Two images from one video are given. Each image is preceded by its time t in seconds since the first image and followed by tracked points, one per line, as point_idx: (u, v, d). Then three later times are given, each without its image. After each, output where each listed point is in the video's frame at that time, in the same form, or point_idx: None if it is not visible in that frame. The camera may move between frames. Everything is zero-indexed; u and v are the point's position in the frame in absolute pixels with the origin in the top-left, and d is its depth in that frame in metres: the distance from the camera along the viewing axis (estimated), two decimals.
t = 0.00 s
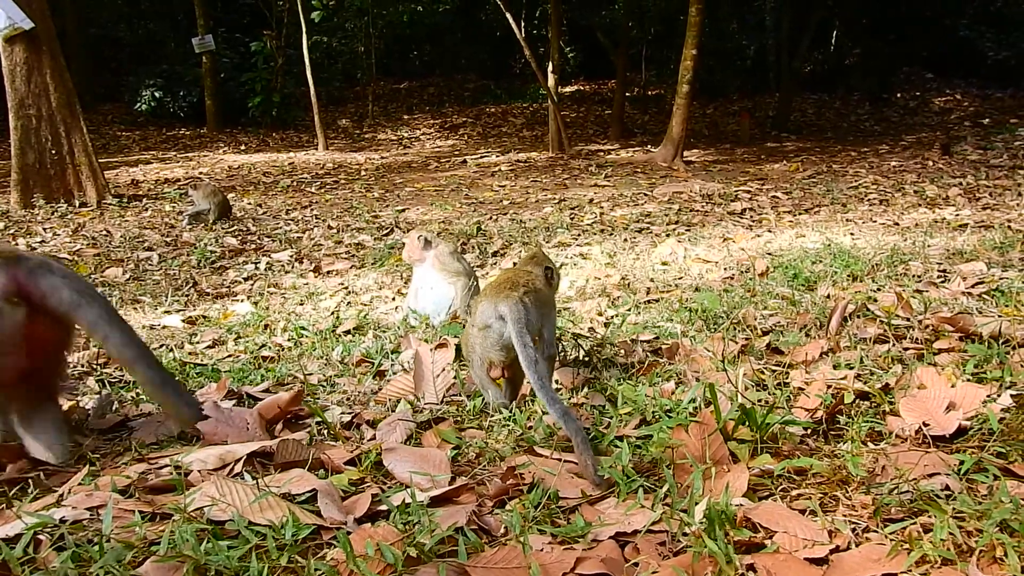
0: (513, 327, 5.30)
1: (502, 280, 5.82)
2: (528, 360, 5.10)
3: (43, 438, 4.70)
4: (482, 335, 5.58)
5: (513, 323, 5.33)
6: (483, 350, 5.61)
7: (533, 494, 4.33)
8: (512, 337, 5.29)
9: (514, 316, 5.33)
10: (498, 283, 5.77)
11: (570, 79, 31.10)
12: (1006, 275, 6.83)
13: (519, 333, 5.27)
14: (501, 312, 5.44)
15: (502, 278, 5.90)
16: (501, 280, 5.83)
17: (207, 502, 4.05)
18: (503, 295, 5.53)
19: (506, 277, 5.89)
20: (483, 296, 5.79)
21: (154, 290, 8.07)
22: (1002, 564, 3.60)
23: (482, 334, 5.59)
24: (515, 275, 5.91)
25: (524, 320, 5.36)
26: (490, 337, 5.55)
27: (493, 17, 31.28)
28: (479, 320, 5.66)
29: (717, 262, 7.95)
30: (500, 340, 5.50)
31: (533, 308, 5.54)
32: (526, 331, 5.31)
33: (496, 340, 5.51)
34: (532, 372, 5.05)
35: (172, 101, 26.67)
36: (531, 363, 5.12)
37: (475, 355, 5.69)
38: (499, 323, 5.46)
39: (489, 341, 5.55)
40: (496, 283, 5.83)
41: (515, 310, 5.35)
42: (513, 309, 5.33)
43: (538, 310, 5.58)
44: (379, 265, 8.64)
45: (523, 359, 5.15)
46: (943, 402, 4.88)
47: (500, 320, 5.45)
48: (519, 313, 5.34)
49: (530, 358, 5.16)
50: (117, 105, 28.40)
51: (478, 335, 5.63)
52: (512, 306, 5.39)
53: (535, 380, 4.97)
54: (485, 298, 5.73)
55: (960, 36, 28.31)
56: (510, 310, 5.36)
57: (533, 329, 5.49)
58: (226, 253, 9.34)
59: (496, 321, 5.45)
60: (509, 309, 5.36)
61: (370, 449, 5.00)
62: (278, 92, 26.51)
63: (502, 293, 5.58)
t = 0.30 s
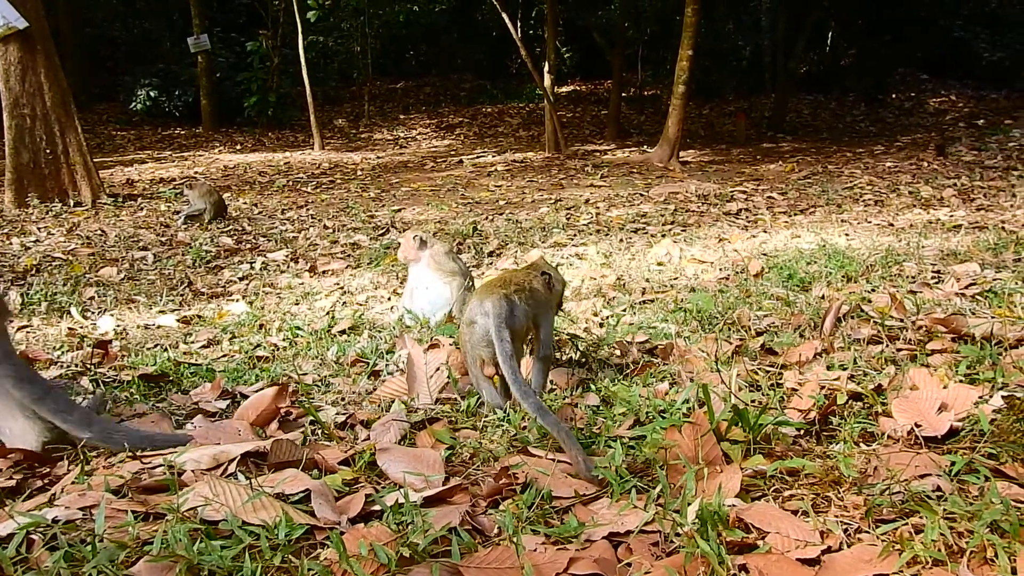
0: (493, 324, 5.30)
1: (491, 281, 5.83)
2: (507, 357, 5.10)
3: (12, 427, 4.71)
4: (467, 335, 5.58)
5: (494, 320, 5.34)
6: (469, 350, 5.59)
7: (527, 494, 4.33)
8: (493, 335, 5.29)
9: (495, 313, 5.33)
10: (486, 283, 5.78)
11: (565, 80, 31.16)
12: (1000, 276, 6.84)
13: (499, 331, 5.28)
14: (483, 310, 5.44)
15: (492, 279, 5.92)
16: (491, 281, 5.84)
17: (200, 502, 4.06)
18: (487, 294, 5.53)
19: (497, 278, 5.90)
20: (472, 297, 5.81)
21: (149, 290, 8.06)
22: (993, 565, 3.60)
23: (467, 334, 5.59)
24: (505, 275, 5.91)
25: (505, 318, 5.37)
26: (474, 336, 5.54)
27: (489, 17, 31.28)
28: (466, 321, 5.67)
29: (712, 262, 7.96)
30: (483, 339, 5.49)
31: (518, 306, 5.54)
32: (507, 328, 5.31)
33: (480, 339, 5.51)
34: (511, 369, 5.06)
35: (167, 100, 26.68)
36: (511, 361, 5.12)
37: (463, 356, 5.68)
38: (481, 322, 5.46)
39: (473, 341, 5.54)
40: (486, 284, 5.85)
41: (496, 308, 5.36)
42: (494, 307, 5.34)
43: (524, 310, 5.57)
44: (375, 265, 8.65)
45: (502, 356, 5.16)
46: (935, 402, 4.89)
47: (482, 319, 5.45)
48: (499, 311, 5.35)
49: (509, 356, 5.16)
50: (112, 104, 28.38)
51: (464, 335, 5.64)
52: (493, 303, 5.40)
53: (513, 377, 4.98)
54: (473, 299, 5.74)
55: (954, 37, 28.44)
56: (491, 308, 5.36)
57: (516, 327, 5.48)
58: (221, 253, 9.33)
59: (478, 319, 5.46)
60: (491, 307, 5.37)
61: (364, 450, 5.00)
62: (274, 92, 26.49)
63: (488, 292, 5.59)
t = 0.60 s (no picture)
0: (499, 329, 5.32)
1: (484, 281, 5.82)
2: (515, 362, 5.15)
3: None
4: (467, 337, 5.58)
5: (499, 324, 5.36)
6: (468, 353, 5.61)
7: (520, 493, 4.36)
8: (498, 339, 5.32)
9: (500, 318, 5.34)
10: (480, 283, 5.77)
11: (564, 80, 31.17)
12: (996, 276, 6.84)
13: (506, 335, 5.31)
14: (486, 314, 5.45)
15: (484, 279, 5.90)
16: (483, 281, 5.83)
17: (193, 499, 4.05)
18: (487, 296, 5.53)
19: (488, 277, 5.89)
20: (465, 297, 5.79)
21: (147, 287, 8.06)
22: (984, 564, 3.60)
23: (467, 337, 5.59)
24: (496, 275, 5.91)
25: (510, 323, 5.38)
26: (474, 339, 5.55)
27: (488, 16, 31.26)
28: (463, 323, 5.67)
29: (710, 262, 7.95)
30: (485, 342, 5.51)
31: (519, 309, 5.55)
32: (512, 332, 5.35)
33: (482, 342, 5.52)
34: (520, 373, 5.12)
35: (166, 98, 26.69)
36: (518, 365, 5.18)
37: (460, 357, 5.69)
38: (484, 325, 5.47)
39: (474, 344, 5.56)
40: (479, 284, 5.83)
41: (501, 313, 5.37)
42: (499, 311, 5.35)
43: (523, 311, 5.61)
44: (373, 263, 8.64)
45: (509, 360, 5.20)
46: (930, 402, 4.89)
47: (485, 323, 5.45)
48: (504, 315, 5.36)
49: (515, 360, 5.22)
50: (112, 102, 28.37)
51: (462, 337, 5.64)
52: (498, 307, 5.41)
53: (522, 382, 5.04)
54: (468, 300, 5.73)
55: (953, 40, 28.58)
56: (496, 312, 5.38)
57: (520, 330, 5.50)
58: (219, 250, 9.33)
59: (480, 322, 5.46)
60: (495, 311, 5.38)
61: (358, 448, 5.03)
62: (273, 90, 26.47)
63: (486, 293, 5.59)
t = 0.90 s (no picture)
0: (512, 322, 5.03)
1: (481, 274, 5.52)
2: (527, 359, 4.85)
3: None
4: (474, 333, 5.28)
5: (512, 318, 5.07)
6: (474, 350, 5.29)
7: (516, 504, 4.00)
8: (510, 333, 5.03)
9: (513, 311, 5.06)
10: (482, 275, 5.47)
11: (571, 61, 31.27)
12: None
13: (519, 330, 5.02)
14: (498, 307, 5.15)
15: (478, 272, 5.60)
16: (481, 274, 5.53)
17: (161, 509, 3.67)
18: (495, 288, 5.24)
19: (483, 270, 5.59)
20: (464, 292, 5.49)
21: (120, 283, 7.66)
22: None
23: (474, 332, 5.28)
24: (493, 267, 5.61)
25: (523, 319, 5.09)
26: (482, 334, 5.25)
27: None
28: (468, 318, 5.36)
29: (725, 256, 7.61)
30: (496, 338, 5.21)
31: (529, 304, 5.26)
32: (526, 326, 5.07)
33: (492, 338, 5.23)
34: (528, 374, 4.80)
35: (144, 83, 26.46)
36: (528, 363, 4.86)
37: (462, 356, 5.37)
38: (494, 319, 5.17)
39: (482, 340, 5.25)
40: (475, 278, 5.53)
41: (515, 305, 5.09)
42: (512, 303, 5.07)
43: (533, 306, 5.33)
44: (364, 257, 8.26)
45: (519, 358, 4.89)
46: (961, 406, 4.56)
47: (496, 316, 5.16)
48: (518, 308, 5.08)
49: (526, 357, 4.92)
50: (92, 90, 27.81)
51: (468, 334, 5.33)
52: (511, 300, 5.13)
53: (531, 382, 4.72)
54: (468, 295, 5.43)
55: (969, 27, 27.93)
56: (509, 305, 5.09)
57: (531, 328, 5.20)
58: (198, 243, 8.94)
59: (491, 316, 5.16)
60: (508, 303, 5.10)
61: (342, 454, 4.68)
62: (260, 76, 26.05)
63: (491, 286, 5.30)
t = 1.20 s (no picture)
0: (497, 320, 4.17)
1: (461, 264, 4.66)
2: (513, 368, 3.99)
3: None
4: (458, 334, 4.43)
5: (498, 314, 4.20)
6: (459, 356, 4.44)
7: (513, 543, 3.31)
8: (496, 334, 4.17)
9: (500, 305, 4.19)
10: (468, 263, 4.60)
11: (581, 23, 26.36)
12: None
13: (507, 328, 4.16)
14: (482, 301, 4.30)
15: (456, 262, 4.73)
16: (461, 264, 4.66)
17: (84, 546, 2.98)
18: (478, 279, 4.38)
19: (463, 259, 4.73)
20: (444, 286, 4.64)
21: (41, 280, 6.71)
22: None
23: (457, 334, 4.44)
24: (476, 255, 4.75)
25: (513, 317, 4.21)
26: (467, 336, 4.40)
27: None
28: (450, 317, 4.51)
29: (763, 255, 6.53)
30: (483, 339, 4.35)
31: (525, 300, 4.38)
32: (516, 326, 4.19)
33: (479, 340, 4.37)
34: (514, 387, 3.94)
35: (71, 40, 22.45)
36: (514, 373, 4.00)
37: (446, 364, 4.53)
38: (479, 317, 4.32)
39: (468, 343, 4.40)
40: (454, 268, 4.67)
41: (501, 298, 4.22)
42: (498, 297, 4.20)
43: (528, 299, 4.47)
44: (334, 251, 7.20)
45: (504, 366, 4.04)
46: None
47: (480, 313, 4.31)
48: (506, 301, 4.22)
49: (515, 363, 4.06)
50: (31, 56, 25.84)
51: (451, 337, 4.49)
52: (498, 292, 4.27)
53: (518, 399, 3.85)
54: (448, 290, 4.57)
55: None
56: (495, 299, 4.23)
57: (526, 327, 4.32)
58: (137, 235, 7.94)
59: (475, 313, 4.31)
60: (494, 296, 4.23)
61: (304, 483, 3.87)
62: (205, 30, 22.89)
63: (473, 277, 4.43)
